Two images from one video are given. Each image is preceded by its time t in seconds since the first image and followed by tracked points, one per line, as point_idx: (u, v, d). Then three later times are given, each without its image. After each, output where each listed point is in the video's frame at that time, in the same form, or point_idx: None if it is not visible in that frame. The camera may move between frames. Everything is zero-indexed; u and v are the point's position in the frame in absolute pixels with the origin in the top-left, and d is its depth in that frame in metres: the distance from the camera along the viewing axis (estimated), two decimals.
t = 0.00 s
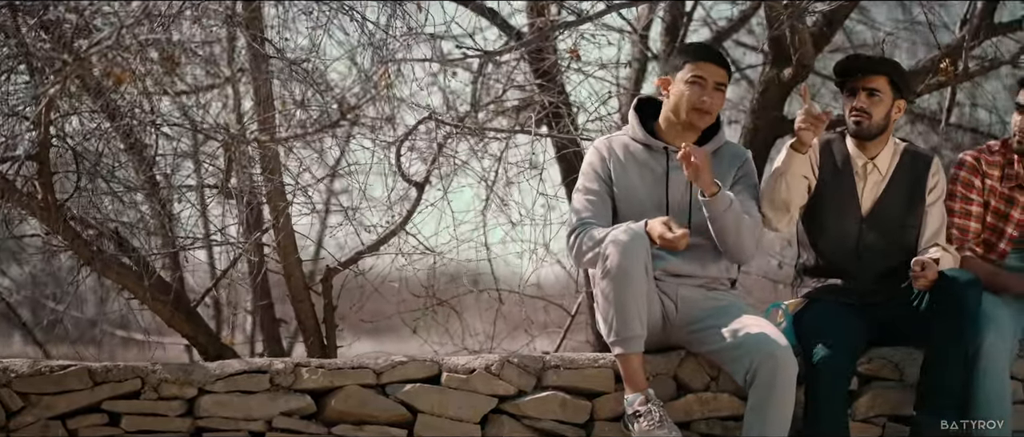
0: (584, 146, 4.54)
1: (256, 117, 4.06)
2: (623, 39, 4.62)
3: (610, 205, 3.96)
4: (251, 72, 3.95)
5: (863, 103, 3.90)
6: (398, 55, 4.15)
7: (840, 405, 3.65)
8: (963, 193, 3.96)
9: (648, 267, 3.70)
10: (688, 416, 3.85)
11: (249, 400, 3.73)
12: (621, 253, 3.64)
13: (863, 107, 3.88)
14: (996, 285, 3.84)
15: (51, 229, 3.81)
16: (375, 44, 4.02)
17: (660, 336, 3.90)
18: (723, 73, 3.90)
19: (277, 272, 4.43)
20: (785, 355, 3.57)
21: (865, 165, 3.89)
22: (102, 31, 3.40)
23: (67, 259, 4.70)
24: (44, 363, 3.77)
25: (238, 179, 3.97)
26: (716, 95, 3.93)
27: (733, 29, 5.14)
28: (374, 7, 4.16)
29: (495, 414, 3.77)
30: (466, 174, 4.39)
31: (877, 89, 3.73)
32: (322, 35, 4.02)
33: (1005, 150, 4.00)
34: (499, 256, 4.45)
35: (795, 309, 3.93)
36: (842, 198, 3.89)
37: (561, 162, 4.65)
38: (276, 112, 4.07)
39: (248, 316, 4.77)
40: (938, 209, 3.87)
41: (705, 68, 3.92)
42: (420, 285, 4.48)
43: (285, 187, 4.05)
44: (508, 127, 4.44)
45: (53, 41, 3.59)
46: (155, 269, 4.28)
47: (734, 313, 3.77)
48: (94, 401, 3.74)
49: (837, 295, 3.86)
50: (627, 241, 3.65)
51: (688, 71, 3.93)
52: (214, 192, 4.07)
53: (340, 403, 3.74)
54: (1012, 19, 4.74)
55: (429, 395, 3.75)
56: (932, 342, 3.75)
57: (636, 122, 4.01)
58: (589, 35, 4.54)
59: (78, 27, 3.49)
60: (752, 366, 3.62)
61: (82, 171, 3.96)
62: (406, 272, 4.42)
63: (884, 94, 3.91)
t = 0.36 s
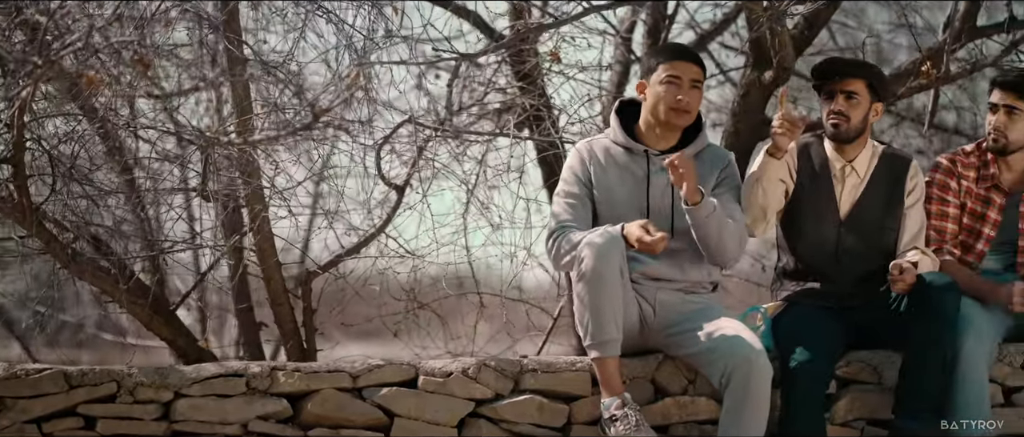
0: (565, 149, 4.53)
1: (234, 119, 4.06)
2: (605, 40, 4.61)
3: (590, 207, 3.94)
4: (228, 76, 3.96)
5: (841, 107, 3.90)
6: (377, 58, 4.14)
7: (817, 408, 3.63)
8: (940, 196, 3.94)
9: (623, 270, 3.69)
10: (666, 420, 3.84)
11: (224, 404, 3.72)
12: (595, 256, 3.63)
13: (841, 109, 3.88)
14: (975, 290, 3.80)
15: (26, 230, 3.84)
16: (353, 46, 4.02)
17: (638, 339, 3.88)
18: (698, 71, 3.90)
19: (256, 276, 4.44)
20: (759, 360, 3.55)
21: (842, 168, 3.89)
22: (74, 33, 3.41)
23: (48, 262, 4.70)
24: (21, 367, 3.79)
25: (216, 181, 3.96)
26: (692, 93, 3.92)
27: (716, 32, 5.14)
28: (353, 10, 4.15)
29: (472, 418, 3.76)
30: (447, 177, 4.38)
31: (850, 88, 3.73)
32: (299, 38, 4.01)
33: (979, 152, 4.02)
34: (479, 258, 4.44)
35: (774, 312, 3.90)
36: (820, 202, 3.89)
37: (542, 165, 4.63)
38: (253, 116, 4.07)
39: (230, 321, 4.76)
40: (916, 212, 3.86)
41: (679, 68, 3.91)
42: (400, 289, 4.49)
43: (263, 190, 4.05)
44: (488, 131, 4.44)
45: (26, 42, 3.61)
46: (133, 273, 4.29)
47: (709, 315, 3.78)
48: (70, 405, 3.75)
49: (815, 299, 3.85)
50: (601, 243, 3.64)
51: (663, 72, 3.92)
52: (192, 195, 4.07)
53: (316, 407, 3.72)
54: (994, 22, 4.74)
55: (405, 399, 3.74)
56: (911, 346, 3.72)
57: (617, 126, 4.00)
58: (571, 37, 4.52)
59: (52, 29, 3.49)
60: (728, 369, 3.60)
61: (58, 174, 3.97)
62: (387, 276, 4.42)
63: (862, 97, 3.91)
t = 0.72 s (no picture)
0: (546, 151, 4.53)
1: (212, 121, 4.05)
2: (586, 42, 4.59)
3: (568, 208, 3.94)
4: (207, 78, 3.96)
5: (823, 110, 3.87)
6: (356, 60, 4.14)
7: (799, 411, 3.60)
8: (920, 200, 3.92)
9: (601, 270, 3.69)
10: (645, 423, 3.82)
11: (201, 406, 3.71)
12: (573, 257, 3.63)
13: (824, 112, 3.85)
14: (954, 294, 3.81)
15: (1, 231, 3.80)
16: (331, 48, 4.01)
17: (616, 342, 3.87)
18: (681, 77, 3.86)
19: (236, 278, 4.44)
20: (740, 358, 3.52)
21: (820, 170, 3.87)
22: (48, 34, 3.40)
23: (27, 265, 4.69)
24: None
25: (193, 183, 3.95)
26: (676, 100, 3.89)
27: (701, 34, 5.13)
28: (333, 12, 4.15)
29: (450, 421, 3.75)
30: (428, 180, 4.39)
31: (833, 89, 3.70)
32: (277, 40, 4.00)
33: (960, 156, 3.97)
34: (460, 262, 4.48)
35: (754, 315, 3.90)
36: (798, 203, 3.88)
37: (524, 167, 4.62)
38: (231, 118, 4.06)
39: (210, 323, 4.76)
40: (896, 212, 3.85)
41: (663, 75, 3.87)
42: (382, 290, 4.51)
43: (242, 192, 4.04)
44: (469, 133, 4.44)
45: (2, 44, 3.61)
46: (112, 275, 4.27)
47: (687, 318, 3.77)
48: (46, 408, 3.72)
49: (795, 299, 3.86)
50: (577, 247, 3.63)
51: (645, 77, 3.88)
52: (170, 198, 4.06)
53: (293, 410, 3.70)
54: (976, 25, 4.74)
55: (383, 402, 3.73)
56: (889, 350, 3.70)
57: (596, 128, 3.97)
58: (554, 38, 4.50)
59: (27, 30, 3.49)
60: (708, 371, 3.58)
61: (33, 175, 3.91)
62: (368, 279, 4.42)
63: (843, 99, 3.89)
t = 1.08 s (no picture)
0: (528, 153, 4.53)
1: (191, 121, 4.05)
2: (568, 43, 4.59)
3: (554, 205, 3.92)
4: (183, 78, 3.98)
5: (803, 112, 3.85)
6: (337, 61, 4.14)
7: (776, 413, 3.57)
8: (899, 203, 3.89)
9: (579, 272, 3.68)
10: (623, 425, 3.80)
11: (177, 407, 3.70)
12: (550, 257, 3.62)
13: (804, 113, 3.83)
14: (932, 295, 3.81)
15: None
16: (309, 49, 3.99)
17: (594, 343, 3.86)
18: (682, 78, 3.80)
19: (216, 279, 4.43)
20: (716, 364, 3.52)
21: (800, 171, 3.85)
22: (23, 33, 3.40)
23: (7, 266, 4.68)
24: None
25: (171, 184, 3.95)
26: (676, 101, 3.83)
27: (684, 35, 5.12)
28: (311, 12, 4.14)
29: (427, 423, 3.74)
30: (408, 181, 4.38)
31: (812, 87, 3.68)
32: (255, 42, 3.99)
33: (939, 158, 3.92)
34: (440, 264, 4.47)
35: (733, 316, 3.88)
36: (778, 204, 3.86)
37: (504, 168, 4.61)
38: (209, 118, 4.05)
39: (191, 325, 4.75)
40: (875, 212, 3.82)
41: (663, 75, 3.81)
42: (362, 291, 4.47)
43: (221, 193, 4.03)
44: (450, 134, 4.44)
45: None
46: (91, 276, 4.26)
47: (664, 319, 3.74)
48: (22, 409, 3.71)
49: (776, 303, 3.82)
50: (554, 247, 3.63)
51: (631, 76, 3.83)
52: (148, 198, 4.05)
53: (269, 411, 3.69)
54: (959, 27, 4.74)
55: (360, 403, 3.72)
56: (867, 351, 3.69)
57: (588, 126, 3.95)
58: (534, 39, 4.49)
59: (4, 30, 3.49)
60: (684, 373, 3.58)
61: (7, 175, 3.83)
62: (349, 280, 4.41)
63: (823, 101, 3.89)
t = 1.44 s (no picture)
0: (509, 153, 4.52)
1: (170, 120, 4.05)
2: (549, 44, 4.59)
3: (538, 205, 3.80)
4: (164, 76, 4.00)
5: (782, 113, 3.82)
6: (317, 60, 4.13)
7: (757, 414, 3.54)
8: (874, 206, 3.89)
9: (564, 272, 3.63)
10: (601, 425, 3.79)
11: (154, 408, 3.69)
12: (535, 260, 3.56)
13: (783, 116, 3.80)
14: (910, 298, 3.81)
15: None
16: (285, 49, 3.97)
17: (574, 343, 3.82)
18: (666, 77, 3.68)
19: (197, 279, 4.43)
20: (693, 365, 3.51)
21: (778, 173, 3.84)
22: None
23: None
24: None
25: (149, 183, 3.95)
26: (660, 100, 3.71)
27: (668, 35, 5.12)
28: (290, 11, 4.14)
29: (405, 423, 3.73)
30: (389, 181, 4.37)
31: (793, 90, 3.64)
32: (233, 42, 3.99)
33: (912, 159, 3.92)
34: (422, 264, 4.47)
35: (713, 317, 3.85)
36: (757, 205, 3.84)
37: (486, 167, 4.61)
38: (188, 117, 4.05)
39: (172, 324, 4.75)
40: (852, 213, 3.82)
41: (646, 73, 3.69)
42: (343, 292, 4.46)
43: (200, 192, 4.03)
44: (431, 134, 4.43)
45: None
46: (71, 276, 4.26)
47: (643, 319, 3.72)
48: None
49: (755, 303, 3.80)
50: (540, 249, 3.56)
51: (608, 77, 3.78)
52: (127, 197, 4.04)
53: (247, 412, 3.68)
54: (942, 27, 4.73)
55: (337, 403, 3.71)
56: (847, 352, 3.66)
57: (572, 126, 3.86)
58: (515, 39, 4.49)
59: None
60: (661, 375, 3.57)
61: None
62: (330, 280, 4.41)
63: (800, 101, 3.85)
